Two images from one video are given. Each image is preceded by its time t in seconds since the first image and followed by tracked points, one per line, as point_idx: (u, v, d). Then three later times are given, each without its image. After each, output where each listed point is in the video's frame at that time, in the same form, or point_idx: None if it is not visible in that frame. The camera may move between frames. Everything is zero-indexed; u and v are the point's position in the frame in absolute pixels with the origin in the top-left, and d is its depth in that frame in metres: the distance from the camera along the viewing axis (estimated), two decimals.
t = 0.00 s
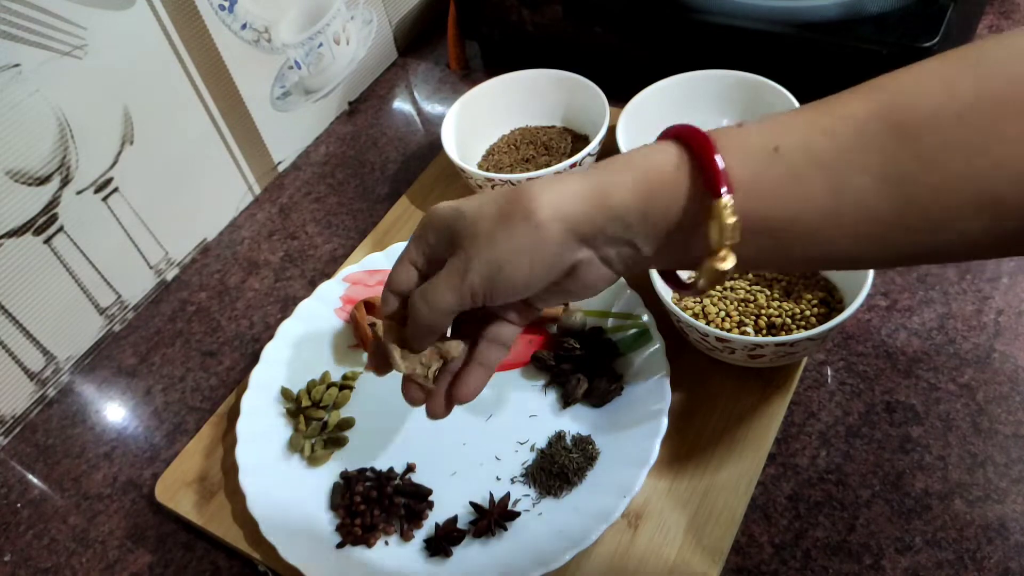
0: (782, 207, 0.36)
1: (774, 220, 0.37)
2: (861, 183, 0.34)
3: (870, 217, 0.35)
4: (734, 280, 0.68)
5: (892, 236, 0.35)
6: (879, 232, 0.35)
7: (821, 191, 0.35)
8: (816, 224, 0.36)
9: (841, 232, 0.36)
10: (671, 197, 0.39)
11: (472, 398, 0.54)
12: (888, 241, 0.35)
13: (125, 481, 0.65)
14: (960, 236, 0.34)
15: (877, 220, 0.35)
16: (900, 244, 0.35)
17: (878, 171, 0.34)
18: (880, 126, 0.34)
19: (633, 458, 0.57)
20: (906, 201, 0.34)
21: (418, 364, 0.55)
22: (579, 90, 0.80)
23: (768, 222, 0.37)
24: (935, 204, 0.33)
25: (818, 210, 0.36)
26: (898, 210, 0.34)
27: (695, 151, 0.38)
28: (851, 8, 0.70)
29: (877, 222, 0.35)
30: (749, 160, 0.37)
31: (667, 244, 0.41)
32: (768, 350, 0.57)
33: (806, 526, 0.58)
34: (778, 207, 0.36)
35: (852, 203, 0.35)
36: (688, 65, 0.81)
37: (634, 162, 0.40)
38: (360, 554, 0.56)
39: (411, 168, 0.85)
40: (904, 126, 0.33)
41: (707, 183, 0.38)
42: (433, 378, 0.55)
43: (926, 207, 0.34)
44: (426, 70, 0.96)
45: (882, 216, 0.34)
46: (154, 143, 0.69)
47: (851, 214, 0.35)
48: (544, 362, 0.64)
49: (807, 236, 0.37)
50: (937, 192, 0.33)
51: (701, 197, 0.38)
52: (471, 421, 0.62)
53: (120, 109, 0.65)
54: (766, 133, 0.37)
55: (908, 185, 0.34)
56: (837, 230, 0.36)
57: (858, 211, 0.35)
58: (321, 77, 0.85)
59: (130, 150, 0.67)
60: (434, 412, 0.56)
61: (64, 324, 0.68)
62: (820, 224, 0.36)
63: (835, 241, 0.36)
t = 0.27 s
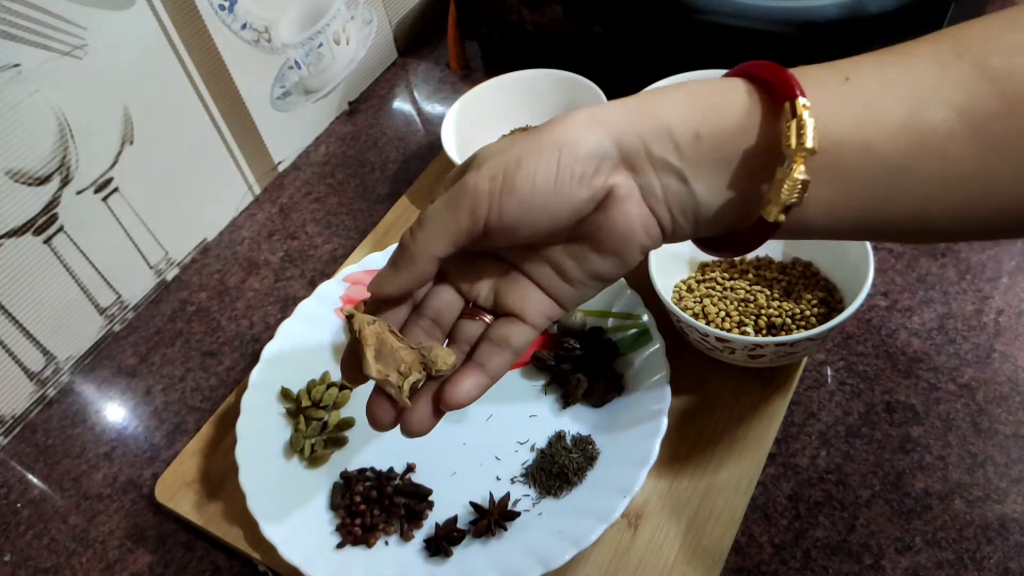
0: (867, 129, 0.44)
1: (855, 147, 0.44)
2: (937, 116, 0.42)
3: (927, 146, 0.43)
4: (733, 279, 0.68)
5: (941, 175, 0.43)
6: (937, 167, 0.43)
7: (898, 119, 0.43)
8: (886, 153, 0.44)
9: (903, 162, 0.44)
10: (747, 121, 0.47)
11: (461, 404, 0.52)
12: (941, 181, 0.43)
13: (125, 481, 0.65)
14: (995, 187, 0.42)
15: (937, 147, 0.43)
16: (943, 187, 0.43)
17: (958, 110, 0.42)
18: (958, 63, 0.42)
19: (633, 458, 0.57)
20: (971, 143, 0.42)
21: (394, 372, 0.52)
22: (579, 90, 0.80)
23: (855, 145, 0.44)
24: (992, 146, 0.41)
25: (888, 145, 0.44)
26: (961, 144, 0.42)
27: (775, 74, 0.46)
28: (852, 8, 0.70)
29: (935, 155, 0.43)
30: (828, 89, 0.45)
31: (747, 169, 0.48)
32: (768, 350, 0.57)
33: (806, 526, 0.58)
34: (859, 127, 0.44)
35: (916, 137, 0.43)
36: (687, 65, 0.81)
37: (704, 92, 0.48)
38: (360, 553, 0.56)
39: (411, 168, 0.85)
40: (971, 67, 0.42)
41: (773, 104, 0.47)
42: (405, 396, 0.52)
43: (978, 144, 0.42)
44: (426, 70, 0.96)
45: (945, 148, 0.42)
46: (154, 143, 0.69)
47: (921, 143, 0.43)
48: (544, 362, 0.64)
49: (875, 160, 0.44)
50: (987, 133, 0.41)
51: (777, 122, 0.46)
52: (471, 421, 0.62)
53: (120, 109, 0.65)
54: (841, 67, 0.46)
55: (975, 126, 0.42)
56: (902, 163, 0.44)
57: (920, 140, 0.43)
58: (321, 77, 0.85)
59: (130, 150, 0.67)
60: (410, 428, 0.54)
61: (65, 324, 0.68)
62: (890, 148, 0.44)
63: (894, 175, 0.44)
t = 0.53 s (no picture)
0: (910, 120, 0.46)
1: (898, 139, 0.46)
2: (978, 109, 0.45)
3: (968, 139, 0.45)
4: (733, 279, 0.68)
5: (978, 167, 0.45)
6: (976, 162, 0.45)
7: (939, 111, 0.46)
8: (926, 146, 0.46)
9: (945, 155, 0.46)
10: (788, 112, 0.48)
11: (473, 420, 0.52)
12: (978, 175, 0.45)
13: (125, 481, 0.65)
14: None
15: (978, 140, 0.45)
16: (980, 180, 0.45)
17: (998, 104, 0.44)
18: (995, 56, 0.45)
19: (633, 457, 0.57)
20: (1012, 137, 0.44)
21: (397, 385, 0.52)
22: (579, 90, 0.80)
23: (898, 135, 0.46)
24: None
25: (929, 138, 0.46)
26: (1005, 137, 0.44)
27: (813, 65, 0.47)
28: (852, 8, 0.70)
29: (977, 149, 0.45)
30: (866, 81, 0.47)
31: (789, 161, 0.48)
32: (768, 350, 0.57)
33: (806, 526, 0.58)
34: (901, 118, 0.46)
35: (961, 130, 0.45)
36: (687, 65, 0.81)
37: (745, 81, 0.48)
38: (360, 553, 0.56)
39: (411, 168, 0.85)
40: (1006, 61, 0.45)
41: (814, 96, 0.48)
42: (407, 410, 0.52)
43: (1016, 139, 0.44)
44: (426, 70, 0.96)
45: (983, 141, 0.45)
46: (155, 143, 0.69)
47: (963, 137, 0.45)
48: (544, 362, 0.64)
49: (917, 152, 0.46)
50: None
51: (818, 113, 0.47)
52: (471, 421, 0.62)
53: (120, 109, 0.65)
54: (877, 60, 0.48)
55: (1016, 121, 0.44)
56: (941, 157, 0.46)
57: (963, 133, 0.45)
58: (321, 77, 0.85)
59: (131, 150, 0.67)
60: (416, 442, 0.53)
61: (65, 324, 0.68)
62: (931, 140, 0.46)
63: (933, 168, 0.46)
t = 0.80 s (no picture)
0: (926, 118, 0.46)
1: (914, 136, 0.46)
2: (994, 107, 0.45)
3: (984, 137, 0.45)
4: (733, 279, 0.68)
5: (994, 165, 0.45)
6: (992, 160, 0.45)
7: (955, 109, 0.46)
8: (942, 144, 0.46)
9: (961, 153, 0.46)
10: (803, 109, 0.48)
11: (477, 415, 0.52)
12: (993, 174, 0.45)
13: (125, 481, 0.65)
14: None
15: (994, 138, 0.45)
16: (995, 179, 0.45)
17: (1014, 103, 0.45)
18: (1011, 55, 0.45)
19: (633, 457, 0.57)
20: None
21: (400, 381, 0.52)
22: (579, 90, 0.80)
23: (914, 133, 0.46)
24: None
25: (945, 136, 0.46)
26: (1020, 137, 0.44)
27: (829, 61, 0.47)
28: (851, 8, 0.69)
29: (993, 147, 0.45)
30: (880, 78, 0.47)
31: (804, 157, 0.48)
32: (768, 350, 0.57)
33: (806, 526, 0.58)
34: (918, 114, 0.46)
35: (978, 128, 0.45)
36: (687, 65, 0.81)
37: (759, 76, 0.48)
38: (360, 553, 0.56)
39: (411, 168, 0.85)
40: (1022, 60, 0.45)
41: (830, 92, 0.48)
42: (410, 406, 0.52)
43: None
44: (426, 70, 0.96)
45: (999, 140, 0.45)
46: (155, 143, 0.69)
47: (979, 135, 0.45)
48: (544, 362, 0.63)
49: (932, 150, 0.46)
50: None
51: (833, 110, 0.47)
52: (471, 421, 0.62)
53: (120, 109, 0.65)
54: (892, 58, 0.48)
55: None
56: (957, 155, 0.46)
57: (979, 131, 0.45)
58: (322, 77, 0.85)
59: (131, 150, 0.67)
60: (419, 438, 0.53)
61: (64, 324, 0.68)
62: (948, 138, 0.46)
63: (948, 166, 0.46)
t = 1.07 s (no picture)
0: (929, 117, 0.46)
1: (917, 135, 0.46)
2: (996, 107, 0.45)
3: (987, 137, 0.45)
4: (733, 279, 0.68)
5: (997, 165, 0.45)
6: (994, 159, 0.45)
7: (958, 108, 0.46)
8: (945, 143, 0.46)
9: (964, 152, 0.46)
10: (806, 107, 0.48)
11: (476, 415, 0.52)
12: (994, 174, 0.45)
13: (125, 481, 0.65)
14: None
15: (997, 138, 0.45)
16: (997, 178, 0.46)
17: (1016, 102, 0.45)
18: (1014, 53, 0.45)
19: (633, 457, 0.57)
20: None
21: (400, 381, 0.52)
22: (579, 90, 0.80)
23: (917, 131, 0.46)
24: None
25: (948, 135, 0.46)
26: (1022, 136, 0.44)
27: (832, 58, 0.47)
28: (851, 8, 0.69)
29: (995, 146, 0.45)
30: (883, 76, 0.47)
31: (807, 155, 0.48)
32: (768, 350, 0.57)
33: (806, 526, 0.58)
34: (921, 113, 0.46)
35: (980, 127, 0.45)
36: (687, 64, 0.81)
37: (761, 74, 0.48)
38: (360, 553, 0.56)
39: (411, 168, 0.85)
40: None
41: (833, 91, 0.48)
42: (410, 406, 0.52)
43: None
44: (426, 70, 0.96)
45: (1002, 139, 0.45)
46: (155, 143, 0.69)
47: (981, 134, 0.45)
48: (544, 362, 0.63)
49: (934, 149, 0.46)
50: None
51: (836, 109, 0.48)
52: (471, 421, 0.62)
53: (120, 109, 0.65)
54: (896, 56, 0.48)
55: None
56: (960, 154, 0.46)
57: (982, 130, 0.45)
58: (322, 77, 0.85)
59: (131, 150, 0.67)
60: (419, 438, 0.53)
61: (65, 324, 0.68)
62: (951, 137, 0.46)
63: (950, 165, 0.46)
